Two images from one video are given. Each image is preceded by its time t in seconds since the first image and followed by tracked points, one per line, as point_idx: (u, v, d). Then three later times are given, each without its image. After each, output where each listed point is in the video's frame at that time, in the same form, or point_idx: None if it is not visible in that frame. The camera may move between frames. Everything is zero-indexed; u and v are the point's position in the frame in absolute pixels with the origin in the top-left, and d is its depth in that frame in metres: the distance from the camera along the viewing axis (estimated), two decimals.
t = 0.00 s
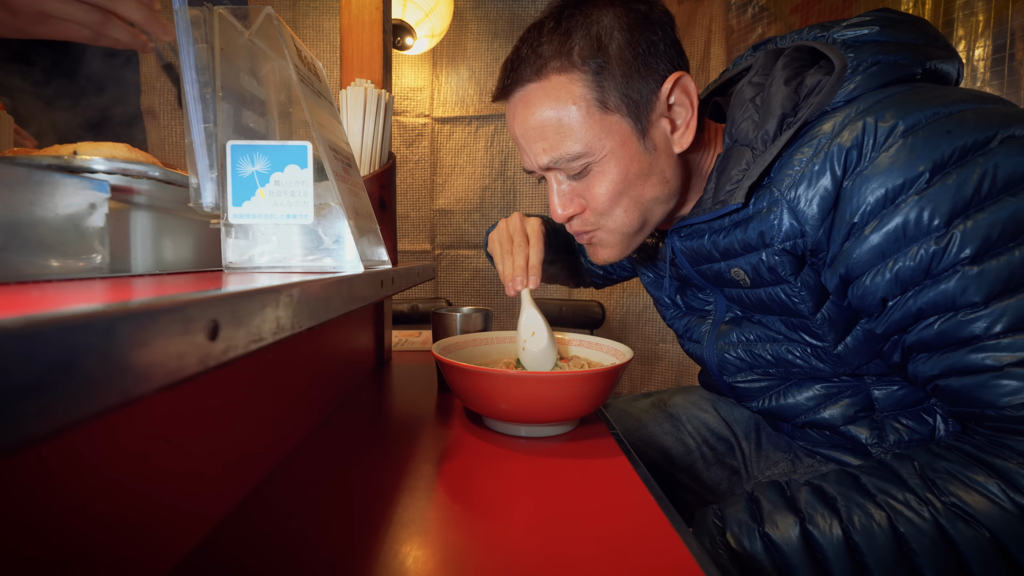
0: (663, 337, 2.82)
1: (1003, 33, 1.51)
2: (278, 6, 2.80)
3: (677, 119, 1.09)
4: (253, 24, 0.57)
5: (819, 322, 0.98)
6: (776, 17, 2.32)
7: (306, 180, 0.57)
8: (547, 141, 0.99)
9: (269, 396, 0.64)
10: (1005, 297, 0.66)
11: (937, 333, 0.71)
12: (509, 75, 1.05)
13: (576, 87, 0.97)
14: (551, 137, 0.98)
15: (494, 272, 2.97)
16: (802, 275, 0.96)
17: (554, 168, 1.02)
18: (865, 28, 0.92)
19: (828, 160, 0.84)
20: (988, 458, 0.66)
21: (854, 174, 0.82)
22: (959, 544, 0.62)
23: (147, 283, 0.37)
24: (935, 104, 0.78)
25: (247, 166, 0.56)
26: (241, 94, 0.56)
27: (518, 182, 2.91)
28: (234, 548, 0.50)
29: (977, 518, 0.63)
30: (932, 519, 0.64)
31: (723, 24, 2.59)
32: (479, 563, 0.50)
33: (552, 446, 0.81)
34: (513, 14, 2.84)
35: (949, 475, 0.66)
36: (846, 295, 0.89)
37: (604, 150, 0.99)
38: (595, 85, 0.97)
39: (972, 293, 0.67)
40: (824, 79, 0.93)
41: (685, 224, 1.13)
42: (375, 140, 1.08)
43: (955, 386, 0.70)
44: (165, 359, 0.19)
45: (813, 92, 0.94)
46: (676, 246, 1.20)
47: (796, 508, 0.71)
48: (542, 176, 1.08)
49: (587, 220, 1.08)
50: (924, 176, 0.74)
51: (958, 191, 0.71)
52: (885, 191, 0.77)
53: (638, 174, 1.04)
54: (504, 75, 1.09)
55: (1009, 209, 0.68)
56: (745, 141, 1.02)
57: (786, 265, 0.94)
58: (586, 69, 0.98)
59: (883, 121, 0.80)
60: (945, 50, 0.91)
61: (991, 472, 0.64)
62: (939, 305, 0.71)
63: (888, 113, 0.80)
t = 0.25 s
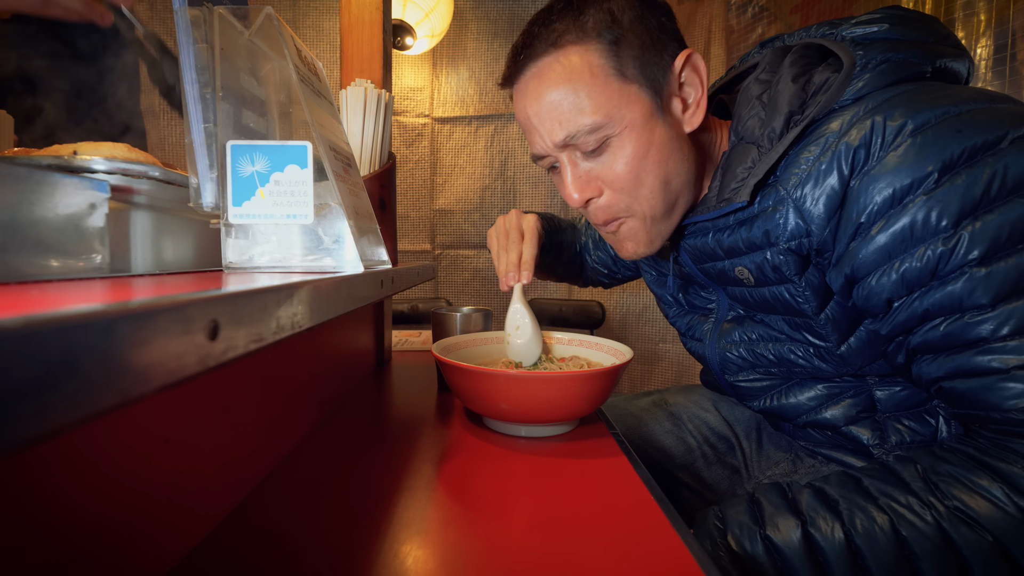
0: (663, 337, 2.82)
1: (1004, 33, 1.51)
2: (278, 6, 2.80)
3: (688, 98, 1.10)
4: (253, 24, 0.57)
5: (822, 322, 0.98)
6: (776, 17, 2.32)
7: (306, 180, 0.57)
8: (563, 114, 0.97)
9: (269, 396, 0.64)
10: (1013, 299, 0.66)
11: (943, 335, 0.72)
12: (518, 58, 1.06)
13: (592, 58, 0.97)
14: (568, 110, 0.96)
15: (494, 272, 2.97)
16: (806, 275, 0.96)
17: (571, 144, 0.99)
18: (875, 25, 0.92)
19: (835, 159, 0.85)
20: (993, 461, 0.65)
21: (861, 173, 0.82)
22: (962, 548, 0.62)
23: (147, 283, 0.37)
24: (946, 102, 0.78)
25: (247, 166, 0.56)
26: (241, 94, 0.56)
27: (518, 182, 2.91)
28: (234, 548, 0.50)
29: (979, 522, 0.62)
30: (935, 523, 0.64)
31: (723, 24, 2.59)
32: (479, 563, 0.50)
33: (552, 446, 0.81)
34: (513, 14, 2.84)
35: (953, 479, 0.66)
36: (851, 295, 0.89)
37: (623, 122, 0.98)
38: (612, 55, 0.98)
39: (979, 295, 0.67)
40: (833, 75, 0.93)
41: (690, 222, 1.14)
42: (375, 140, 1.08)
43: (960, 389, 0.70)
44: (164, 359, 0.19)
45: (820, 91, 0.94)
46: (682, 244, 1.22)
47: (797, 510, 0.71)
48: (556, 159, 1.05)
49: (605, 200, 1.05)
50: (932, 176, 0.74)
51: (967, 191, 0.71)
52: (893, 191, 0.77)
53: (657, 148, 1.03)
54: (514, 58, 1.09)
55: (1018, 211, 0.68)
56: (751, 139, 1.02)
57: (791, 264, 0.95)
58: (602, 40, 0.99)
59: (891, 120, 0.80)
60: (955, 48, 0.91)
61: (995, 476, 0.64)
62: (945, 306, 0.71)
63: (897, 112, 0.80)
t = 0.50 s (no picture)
0: (663, 337, 2.82)
1: (1005, 33, 1.51)
2: (278, 6, 2.80)
3: (690, 108, 1.10)
4: (253, 24, 0.57)
5: (828, 323, 0.98)
6: (776, 17, 2.32)
7: (306, 179, 0.57)
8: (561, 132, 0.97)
9: (269, 397, 0.64)
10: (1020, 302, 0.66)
11: (949, 337, 0.72)
12: (516, 70, 1.06)
13: (587, 75, 0.97)
14: (564, 128, 0.97)
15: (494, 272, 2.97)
16: (812, 275, 0.96)
17: (568, 160, 1.01)
18: (885, 24, 0.92)
19: (844, 158, 0.85)
20: (996, 465, 0.65)
21: (869, 173, 0.82)
22: (964, 550, 0.62)
23: (147, 283, 0.37)
24: (956, 103, 0.78)
25: (247, 166, 0.56)
26: (241, 94, 0.56)
27: (518, 182, 2.91)
28: (234, 548, 0.50)
29: (982, 526, 0.62)
30: (938, 526, 0.64)
31: (723, 24, 2.59)
32: (479, 564, 0.50)
33: (552, 446, 0.81)
34: (513, 14, 2.84)
35: (956, 482, 0.66)
36: (857, 296, 0.89)
37: (619, 139, 0.98)
38: (607, 73, 0.97)
39: (986, 297, 0.68)
40: (841, 75, 0.94)
41: (694, 221, 1.14)
42: (375, 140, 1.08)
43: (965, 391, 0.70)
44: (164, 359, 0.19)
45: (830, 89, 0.94)
46: (686, 244, 1.22)
47: (799, 512, 0.71)
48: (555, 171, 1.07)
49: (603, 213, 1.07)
50: (941, 177, 0.74)
51: (975, 193, 0.71)
52: (901, 192, 0.77)
53: (654, 163, 1.03)
54: (511, 71, 1.10)
55: None
56: (757, 138, 1.02)
57: (797, 264, 0.95)
58: (597, 56, 0.98)
59: (901, 120, 0.80)
60: (965, 49, 0.91)
61: (998, 480, 0.64)
62: (952, 307, 0.71)
63: (907, 112, 0.80)
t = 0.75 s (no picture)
0: (663, 337, 2.82)
1: (1004, 33, 1.51)
2: (278, 6, 2.80)
3: (688, 100, 1.09)
4: (252, 24, 0.57)
5: (829, 324, 0.98)
6: (776, 17, 2.32)
7: (306, 180, 0.57)
8: (559, 116, 0.97)
9: (269, 397, 0.64)
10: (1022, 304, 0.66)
11: (950, 338, 0.72)
12: (518, 54, 1.06)
13: (588, 59, 0.97)
14: (563, 111, 0.97)
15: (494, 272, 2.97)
16: (814, 276, 0.96)
17: (565, 144, 1.01)
18: (888, 22, 0.92)
19: (846, 158, 0.85)
20: (996, 468, 0.65)
21: (872, 174, 0.82)
22: (962, 552, 0.62)
23: (147, 283, 0.37)
24: (959, 103, 0.78)
25: (247, 166, 0.56)
26: (241, 94, 0.56)
27: (518, 182, 2.91)
28: (233, 548, 0.50)
29: (982, 529, 0.62)
30: (937, 529, 0.64)
31: (723, 24, 2.59)
32: (478, 564, 0.50)
33: (551, 446, 0.81)
34: (513, 14, 2.84)
35: (955, 485, 0.66)
36: (858, 297, 0.89)
37: (617, 125, 0.98)
38: (607, 57, 0.98)
39: (988, 299, 0.68)
40: (844, 74, 0.94)
41: (694, 221, 1.14)
42: (375, 140, 1.08)
43: (965, 393, 0.70)
44: (164, 360, 0.19)
45: (832, 88, 0.94)
46: (685, 244, 1.22)
47: (798, 514, 0.71)
48: (552, 156, 1.07)
49: (601, 201, 1.07)
50: (944, 178, 0.74)
51: (978, 194, 0.71)
52: (903, 192, 0.77)
53: (653, 152, 1.03)
54: (513, 54, 1.09)
55: None
56: (759, 137, 1.02)
57: (798, 265, 0.95)
58: (598, 42, 0.98)
59: (904, 120, 0.80)
60: (968, 48, 0.91)
61: (998, 483, 0.64)
62: (953, 309, 0.71)
63: (910, 112, 0.80)
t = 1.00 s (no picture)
0: (663, 337, 2.82)
1: (1003, 33, 1.51)
2: (278, 6, 2.81)
3: (690, 106, 1.10)
4: (253, 25, 0.57)
5: (832, 326, 0.98)
6: (776, 17, 2.32)
7: (306, 180, 0.57)
8: (562, 128, 0.97)
9: (269, 397, 0.64)
10: None
11: (952, 341, 0.72)
12: (516, 65, 1.06)
13: (588, 71, 0.97)
14: (565, 125, 0.97)
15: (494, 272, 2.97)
16: (816, 278, 0.96)
17: (568, 157, 1.01)
18: (891, 23, 0.92)
19: (848, 160, 0.85)
20: (999, 469, 0.65)
21: (874, 176, 0.82)
22: (964, 553, 0.62)
23: (147, 283, 0.37)
24: (961, 105, 0.78)
25: (247, 166, 0.56)
26: (241, 94, 0.56)
27: (518, 182, 2.91)
28: (233, 549, 0.50)
29: (985, 531, 0.62)
30: (940, 531, 0.64)
31: (723, 24, 2.59)
32: (480, 563, 0.50)
33: (552, 446, 0.81)
34: (513, 14, 2.84)
35: (958, 487, 0.66)
36: (860, 298, 0.89)
37: (619, 136, 0.98)
38: (608, 68, 0.98)
39: (991, 302, 0.68)
40: (847, 75, 0.94)
41: (695, 222, 1.14)
42: (375, 140, 1.08)
43: (968, 395, 0.70)
44: (164, 359, 0.19)
45: (834, 90, 0.94)
46: (686, 245, 1.22)
47: (800, 515, 0.71)
48: (554, 167, 1.06)
49: (604, 211, 1.07)
50: (947, 180, 0.74)
51: (981, 196, 0.71)
52: (906, 194, 0.77)
53: (654, 160, 1.03)
54: (511, 67, 1.09)
55: None
56: (760, 139, 1.02)
57: (801, 267, 0.95)
58: (597, 53, 0.98)
59: (906, 121, 0.80)
60: (970, 49, 0.91)
61: (1001, 485, 0.64)
62: (956, 312, 0.71)
63: (913, 114, 0.80)
